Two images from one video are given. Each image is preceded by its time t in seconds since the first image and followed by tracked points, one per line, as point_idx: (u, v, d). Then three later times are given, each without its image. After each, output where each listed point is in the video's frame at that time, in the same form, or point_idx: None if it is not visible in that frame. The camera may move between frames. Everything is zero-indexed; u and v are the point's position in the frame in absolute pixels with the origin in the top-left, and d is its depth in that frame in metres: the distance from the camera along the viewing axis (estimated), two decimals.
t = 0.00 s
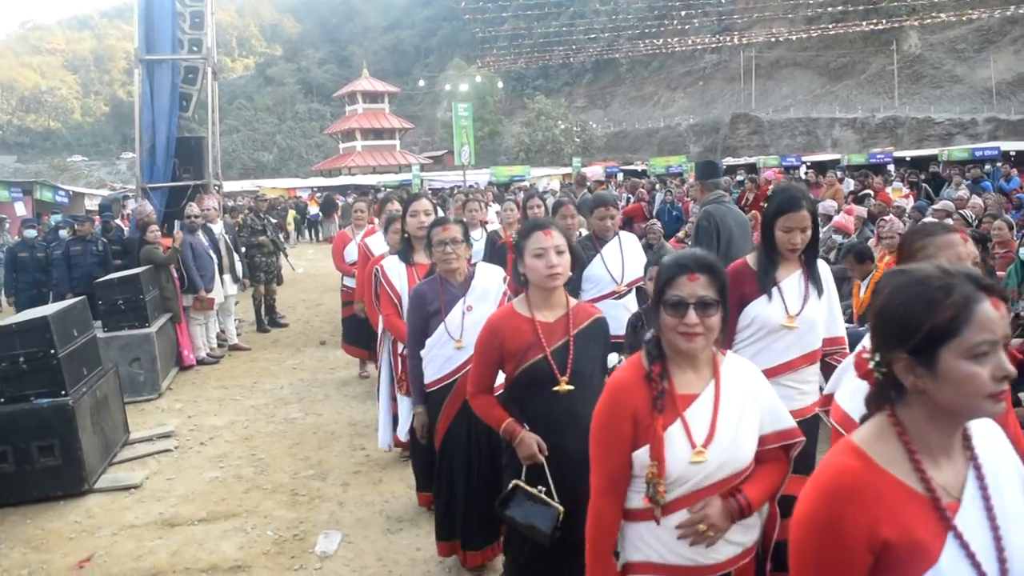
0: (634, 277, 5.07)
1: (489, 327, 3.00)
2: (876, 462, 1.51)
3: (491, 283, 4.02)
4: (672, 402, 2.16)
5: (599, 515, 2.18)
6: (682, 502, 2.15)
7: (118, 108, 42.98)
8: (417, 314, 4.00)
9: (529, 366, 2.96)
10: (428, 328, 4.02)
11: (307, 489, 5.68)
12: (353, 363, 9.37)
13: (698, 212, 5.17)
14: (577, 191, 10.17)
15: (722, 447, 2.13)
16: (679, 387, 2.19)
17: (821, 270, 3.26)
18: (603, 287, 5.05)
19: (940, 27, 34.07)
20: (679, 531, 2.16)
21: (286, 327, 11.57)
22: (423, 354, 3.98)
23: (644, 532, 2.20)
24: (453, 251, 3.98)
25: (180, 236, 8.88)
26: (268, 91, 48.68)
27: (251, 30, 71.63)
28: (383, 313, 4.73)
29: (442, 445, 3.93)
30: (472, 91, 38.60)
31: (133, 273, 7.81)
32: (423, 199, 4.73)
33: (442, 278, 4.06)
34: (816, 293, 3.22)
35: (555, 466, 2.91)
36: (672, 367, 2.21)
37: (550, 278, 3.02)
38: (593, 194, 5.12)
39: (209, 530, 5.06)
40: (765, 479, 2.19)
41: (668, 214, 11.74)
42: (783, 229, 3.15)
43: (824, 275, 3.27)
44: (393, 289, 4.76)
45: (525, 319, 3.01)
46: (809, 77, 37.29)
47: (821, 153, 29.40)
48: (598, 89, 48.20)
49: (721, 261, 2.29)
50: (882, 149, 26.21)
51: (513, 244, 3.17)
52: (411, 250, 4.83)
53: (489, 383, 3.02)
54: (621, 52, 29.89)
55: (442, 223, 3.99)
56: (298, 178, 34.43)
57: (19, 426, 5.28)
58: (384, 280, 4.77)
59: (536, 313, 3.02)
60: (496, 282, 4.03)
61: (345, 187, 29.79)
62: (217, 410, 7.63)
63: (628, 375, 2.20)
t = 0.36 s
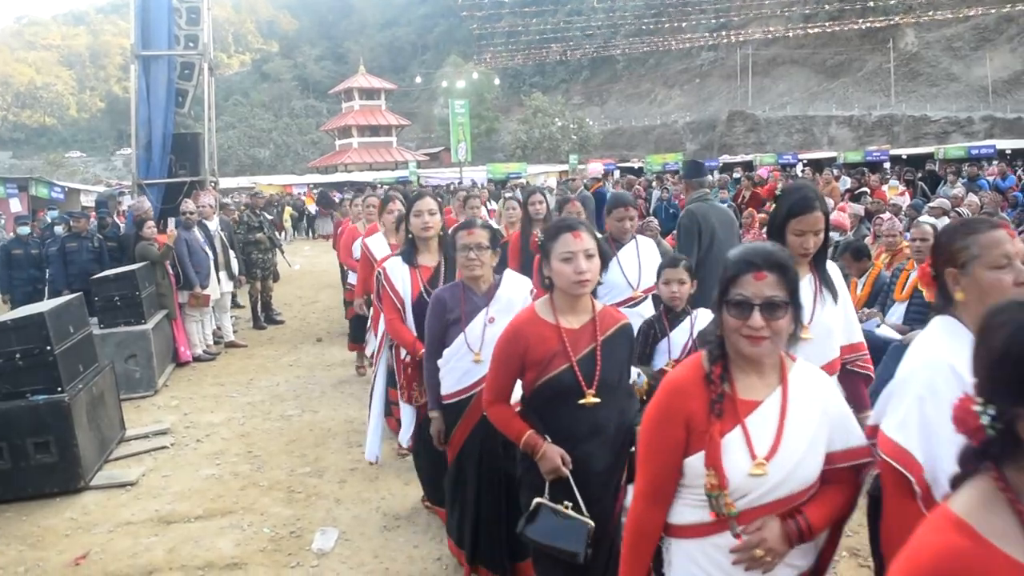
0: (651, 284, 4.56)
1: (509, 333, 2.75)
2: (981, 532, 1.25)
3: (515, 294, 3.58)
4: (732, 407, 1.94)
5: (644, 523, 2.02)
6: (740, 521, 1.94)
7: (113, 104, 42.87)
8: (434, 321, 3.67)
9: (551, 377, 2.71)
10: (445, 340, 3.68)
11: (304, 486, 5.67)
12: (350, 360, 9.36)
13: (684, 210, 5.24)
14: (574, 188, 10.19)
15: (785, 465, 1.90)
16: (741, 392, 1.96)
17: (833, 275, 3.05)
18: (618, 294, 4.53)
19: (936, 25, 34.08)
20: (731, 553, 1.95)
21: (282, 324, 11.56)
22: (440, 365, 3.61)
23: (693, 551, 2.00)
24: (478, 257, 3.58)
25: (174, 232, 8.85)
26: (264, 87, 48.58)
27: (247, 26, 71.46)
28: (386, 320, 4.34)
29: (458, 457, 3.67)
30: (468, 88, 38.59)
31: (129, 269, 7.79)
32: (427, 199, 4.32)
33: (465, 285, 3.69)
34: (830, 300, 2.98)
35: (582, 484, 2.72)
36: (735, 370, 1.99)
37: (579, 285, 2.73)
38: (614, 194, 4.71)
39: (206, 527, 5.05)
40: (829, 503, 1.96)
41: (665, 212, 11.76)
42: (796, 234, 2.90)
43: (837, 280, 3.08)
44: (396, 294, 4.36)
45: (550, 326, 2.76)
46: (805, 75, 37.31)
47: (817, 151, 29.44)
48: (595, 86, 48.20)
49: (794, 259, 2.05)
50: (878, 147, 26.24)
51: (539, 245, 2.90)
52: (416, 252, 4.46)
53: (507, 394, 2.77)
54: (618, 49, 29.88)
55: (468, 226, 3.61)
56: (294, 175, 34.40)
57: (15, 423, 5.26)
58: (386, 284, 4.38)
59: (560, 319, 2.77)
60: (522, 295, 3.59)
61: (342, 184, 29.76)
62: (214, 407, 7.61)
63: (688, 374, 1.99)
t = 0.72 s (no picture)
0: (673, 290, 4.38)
1: (518, 362, 2.45)
2: None
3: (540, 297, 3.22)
4: (787, 450, 1.73)
5: None
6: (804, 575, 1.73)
7: (114, 105, 42.90)
8: (453, 316, 3.53)
9: (564, 409, 2.42)
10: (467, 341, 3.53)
11: (303, 488, 5.67)
12: (349, 362, 9.37)
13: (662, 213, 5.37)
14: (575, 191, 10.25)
15: (854, 510, 1.69)
16: (797, 431, 1.75)
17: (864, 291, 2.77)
18: (637, 299, 4.37)
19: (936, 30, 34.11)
20: None
21: (281, 326, 11.57)
22: (466, 367, 3.27)
23: None
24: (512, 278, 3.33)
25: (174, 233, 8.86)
26: (265, 89, 48.63)
27: (248, 27, 71.48)
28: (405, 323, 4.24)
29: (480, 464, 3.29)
30: (469, 91, 38.65)
31: (129, 270, 7.79)
32: (451, 202, 4.15)
33: (492, 287, 3.46)
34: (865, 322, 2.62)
35: (611, 528, 2.42)
36: (785, 407, 1.78)
37: (588, 303, 2.45)
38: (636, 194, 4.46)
39: (205, 528, 5.06)
40: (898, 543, 1.77)
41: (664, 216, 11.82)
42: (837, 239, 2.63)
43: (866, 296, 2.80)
44: (414, 297, 4.26)
45: (561, 350, 2.47)
46: (805, 79, 37.34)
47: (816, 155, 29.48)
48: (595, 90, 48.30)
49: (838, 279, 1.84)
50: (877, 152, 26.25)
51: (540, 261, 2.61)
52: (439, 254, 4.33)
53: (520, 429, 2.47)
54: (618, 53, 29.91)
55: (503, 233, 3.25)
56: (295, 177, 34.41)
57: (14, 424, 5.26)
58: (405, 286, 4.29)
59: (569, 342, 2.49)
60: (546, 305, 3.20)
61: (342, 185, 29.77)
62: (213, 408, 7.61)
63: (732, 415, 1.78)
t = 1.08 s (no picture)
0: (688, 293, 4.33)
1: (525, 379, 2.29)
2: None
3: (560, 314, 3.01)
4: (864, 470, 1.57)
5: None
6: None
7: (113, 101, 42.83)
8: (461, 337, 3.19)
9: (577, 427, 2.28)
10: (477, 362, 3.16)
11: (302, 483, 5.67)
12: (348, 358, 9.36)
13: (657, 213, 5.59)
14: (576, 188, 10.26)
15: (938, 535, 1.54)
16: (870, 446, 1.59)
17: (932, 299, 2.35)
18: (654, 305, 4.31)
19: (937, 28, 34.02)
20: None
21: (281, 322, 11.55)
22: (473, 401, 3.08)
23: None
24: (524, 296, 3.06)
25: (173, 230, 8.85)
26: (265, 85, 48.57)
27: (248, 23, 71.38)
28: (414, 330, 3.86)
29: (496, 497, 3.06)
30: (469, 87, 38.62)
31: (128, 266, 7.78)
32: (469, 203, 3.80)
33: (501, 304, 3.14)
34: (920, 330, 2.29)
35: (627, 546, 2.32)
36: (857, 420, 1.62)
37: (604, 313, 2.30)
38: (641, 189, 4.42)
39: (203, 524, 5.05)
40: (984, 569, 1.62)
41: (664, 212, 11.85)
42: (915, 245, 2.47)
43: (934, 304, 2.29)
44: (425, 303, 3.84)
45: (573, 362, 2.31)
46: (805, 76, 37.28)
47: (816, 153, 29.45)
48: (595, 87, 48.28)
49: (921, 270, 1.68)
50: (877, 149, 26.21)
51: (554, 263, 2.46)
52: (453, 255, 3.92)
53: (529, 446, 2.32)
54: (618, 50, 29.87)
55: (513, 246, 3.02)
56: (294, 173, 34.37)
57: (13, 419, 5.25)
58: (415, 289, 3.88)
59: (583, 351, 2.33)
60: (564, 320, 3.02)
61: (341, 182, 29.75)
62: (212, 404, 7.61)
63: (797, 430, 1.59)
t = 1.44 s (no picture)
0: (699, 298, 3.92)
1: (566, 399, 2.07)
2: None
3: (582, 321, 2.84)
4: (966, 509, 1.30)
5: None
6: None
7: (107, 98, 42.70)
8: (476, 354, 2.85)
9: (616, 455, 2.07)
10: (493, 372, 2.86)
11: (296, 481, 5.65)
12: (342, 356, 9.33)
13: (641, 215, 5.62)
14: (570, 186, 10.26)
15: None
16: (976, 484, 1.31)
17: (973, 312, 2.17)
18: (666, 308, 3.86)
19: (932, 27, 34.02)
20: None
21: (276, 319, 11.52)
22: (483, 407, 2.84)
23: None
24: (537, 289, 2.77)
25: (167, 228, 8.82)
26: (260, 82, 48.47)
27: (243, 19, 71.18)
28: (413, 341, 3.48)
29: (501, 524, 2.81)
30: (464, 85, 38.57)
31: (122, 263, 7.75)
32: (476, 206, 3.45)
33: (515, 306, 2.87)
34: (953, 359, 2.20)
35: None
36: (963, 448, 1.32)
37: (660, 332, 2.09)
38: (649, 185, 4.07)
39: (197, 522, 5.04)
40: None
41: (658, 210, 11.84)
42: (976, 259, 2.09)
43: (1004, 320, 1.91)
44: (429, 310, 3.45)
45: (622, 383, 2.09)
46: (801, 75, 37.23)
47: (812, 151, 29.45)
48: (591, 84, 48.25)
49: None
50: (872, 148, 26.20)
51: (610, 271, 2.24)
52: (455, 259, 3.55)
53: (565, 471, 2.11)
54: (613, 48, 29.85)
55: (520, 232, 2.77)
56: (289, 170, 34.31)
57: (6, 417, 5.24)
58: (417, 296, 3.47)
59: (633, 373, 2.11)
60: (588, 319, 2.86)
61: (336, 179, 29.69)
62: (207, 402, 7.59)
63: (894, 450, 1.31)
